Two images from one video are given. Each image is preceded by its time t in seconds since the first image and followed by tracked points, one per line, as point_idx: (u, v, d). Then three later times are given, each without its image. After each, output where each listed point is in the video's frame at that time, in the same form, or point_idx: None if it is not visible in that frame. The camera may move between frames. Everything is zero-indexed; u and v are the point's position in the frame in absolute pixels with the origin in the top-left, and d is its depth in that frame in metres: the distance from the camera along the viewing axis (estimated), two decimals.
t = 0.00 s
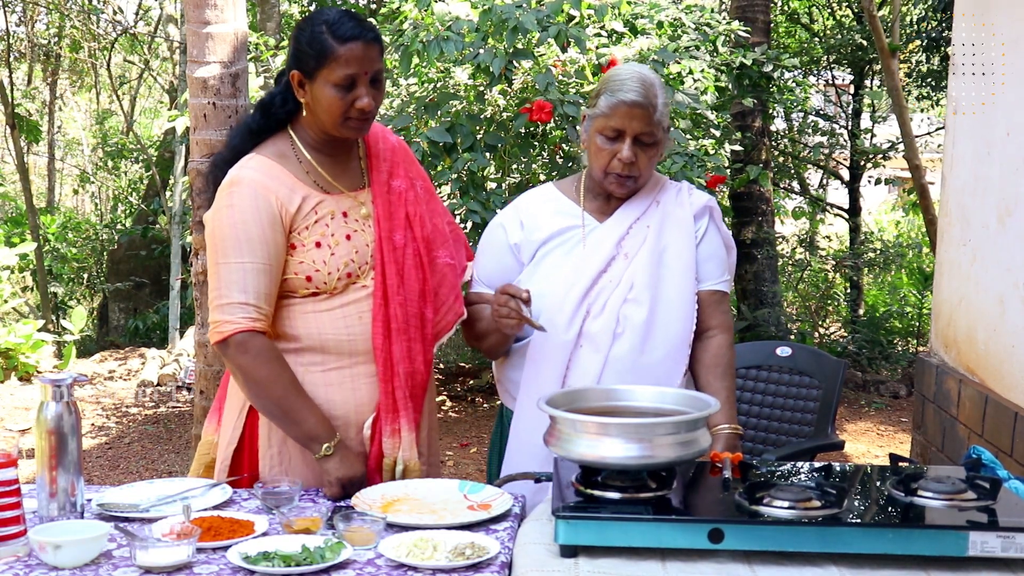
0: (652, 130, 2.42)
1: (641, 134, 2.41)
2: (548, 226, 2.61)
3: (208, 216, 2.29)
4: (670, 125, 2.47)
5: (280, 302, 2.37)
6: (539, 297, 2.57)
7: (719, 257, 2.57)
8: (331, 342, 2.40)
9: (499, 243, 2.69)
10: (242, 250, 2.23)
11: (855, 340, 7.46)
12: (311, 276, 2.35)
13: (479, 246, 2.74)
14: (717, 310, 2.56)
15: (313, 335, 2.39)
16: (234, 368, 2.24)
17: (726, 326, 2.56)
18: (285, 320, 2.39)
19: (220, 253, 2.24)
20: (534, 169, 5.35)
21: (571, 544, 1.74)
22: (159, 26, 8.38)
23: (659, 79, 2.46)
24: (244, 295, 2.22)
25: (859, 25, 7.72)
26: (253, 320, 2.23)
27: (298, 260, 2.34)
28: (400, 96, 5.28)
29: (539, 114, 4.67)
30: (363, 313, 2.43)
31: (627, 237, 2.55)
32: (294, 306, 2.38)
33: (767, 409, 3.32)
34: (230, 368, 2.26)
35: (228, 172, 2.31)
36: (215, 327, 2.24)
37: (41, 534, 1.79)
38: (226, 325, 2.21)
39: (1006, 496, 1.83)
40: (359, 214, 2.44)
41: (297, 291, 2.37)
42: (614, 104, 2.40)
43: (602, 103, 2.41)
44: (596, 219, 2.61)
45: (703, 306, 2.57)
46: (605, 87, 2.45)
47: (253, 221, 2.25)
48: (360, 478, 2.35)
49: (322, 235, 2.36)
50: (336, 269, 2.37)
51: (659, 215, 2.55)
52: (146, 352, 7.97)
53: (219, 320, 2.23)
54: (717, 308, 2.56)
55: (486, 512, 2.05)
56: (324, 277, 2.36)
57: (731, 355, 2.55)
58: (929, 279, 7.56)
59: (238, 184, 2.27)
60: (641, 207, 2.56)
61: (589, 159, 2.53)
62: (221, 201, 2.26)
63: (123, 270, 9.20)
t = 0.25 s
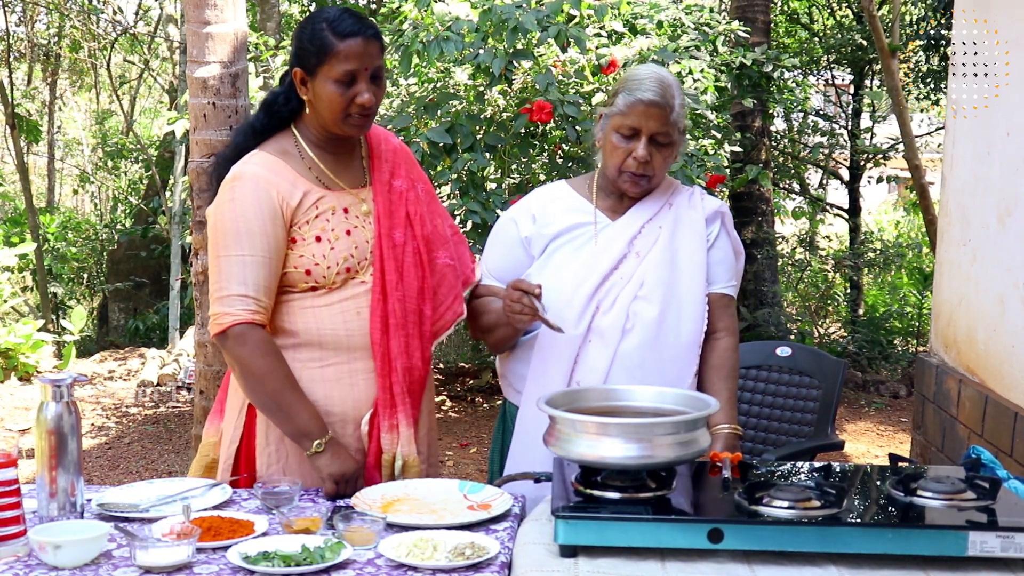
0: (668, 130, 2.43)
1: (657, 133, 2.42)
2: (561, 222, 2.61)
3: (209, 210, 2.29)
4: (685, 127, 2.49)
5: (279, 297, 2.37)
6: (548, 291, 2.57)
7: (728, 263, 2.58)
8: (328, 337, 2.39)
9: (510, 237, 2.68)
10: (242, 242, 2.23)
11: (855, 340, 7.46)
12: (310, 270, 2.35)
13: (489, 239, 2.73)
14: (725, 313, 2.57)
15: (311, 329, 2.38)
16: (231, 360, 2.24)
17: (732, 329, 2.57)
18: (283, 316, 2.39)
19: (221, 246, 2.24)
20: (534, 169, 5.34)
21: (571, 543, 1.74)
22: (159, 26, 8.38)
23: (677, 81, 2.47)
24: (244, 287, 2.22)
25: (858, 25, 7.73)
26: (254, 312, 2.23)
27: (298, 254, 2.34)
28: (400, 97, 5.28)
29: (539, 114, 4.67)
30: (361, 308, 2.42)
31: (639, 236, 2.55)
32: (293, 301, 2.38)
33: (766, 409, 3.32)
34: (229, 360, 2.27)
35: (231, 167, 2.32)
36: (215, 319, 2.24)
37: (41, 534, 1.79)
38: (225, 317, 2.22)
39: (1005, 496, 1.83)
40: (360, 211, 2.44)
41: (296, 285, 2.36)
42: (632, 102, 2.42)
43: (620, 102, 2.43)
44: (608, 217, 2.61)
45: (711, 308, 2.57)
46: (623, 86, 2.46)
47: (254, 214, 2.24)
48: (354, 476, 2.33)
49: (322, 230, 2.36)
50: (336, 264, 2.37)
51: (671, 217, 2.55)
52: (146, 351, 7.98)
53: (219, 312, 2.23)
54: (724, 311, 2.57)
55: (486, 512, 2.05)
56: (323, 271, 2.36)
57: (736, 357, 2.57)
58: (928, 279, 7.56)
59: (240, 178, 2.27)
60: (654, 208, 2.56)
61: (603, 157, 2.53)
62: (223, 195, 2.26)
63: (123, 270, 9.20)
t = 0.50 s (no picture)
0: (680, 130, 2.43)
1: (669, 133, 2.42)
2: (569, 218, 2.61)
3: (213, 204, 2.29)
4: (697, 129, 2.49)
5: (280, 292, 2.37)
6: (554, 286, 2.59)
7: (735, 267, 2.59)
8: (328, 333, 2.39)
9: (517, 232, 2.71)
10: (237, 236, 2.23)
11: (855, 340, 7.46)
12: (314, 266, 2.35)
13: (498, 234, 2.75)
14: (731, 317, 2.57)
15: (310, 325, 2.38)
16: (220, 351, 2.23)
17: (738, 332, 2.57)
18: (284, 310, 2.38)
19: (220, 239, 2.24)
20: (534, 169, 5.34)
21: (571, 543, 1.74)
22: (159, 26, 8.37)
23: (690, 83, 2.48)
24: (233, 281, 2.21)
25: (858, 25, 7.73)
26: (240, 304, 2.21)
27: (301, 249, 2.34)
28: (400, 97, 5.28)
29: (538, 114, 4.67)
30: (362, 305, 2.41)
31: (647, 236, 2.55)
32: (294, 296, 2.37)
33: (766, 409, 3.32)
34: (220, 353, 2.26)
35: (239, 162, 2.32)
36: (203, 310, 2.23)
37: (41, 534, 1.79)
38: (213, 309, 2.21)
39: (1005, 496, 1.83)
40: (364, 209, 2.44)
41: (298, 280, 2.36)
42: (645, 101, 2.42)
43: (633, 101, 2.44)
44: (617, 216, 2.61)
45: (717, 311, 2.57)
46: (637, 86, 2.48)
47: (257, 209, 2.25)
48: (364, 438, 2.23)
49: (327, 226, 2.36)
50: (339, 260, 2.36)
51: (680, 218, 2.56)
52: (146, 352, 7.98)
53: (208, 303, 2.22)
54: (730, 315, 2.57)
55: (486, 512, 2.05)
56: (326, 267, 2.36)
57: (739, 361, 2.56)
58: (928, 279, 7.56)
59: (247, 172, 2.28)
60: (663, 209, 2.57)
61: (614, 157, 2.54)
62: (228, 187, 2.28)
63: (123, 270, 9.20)
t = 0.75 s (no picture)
0: (683, 128, 2.43)
1: (673, 131, 2.42)
2: (577, 217, 2.61)
3: (217, 203, 2.27)
4: (701, 128, 2.49)
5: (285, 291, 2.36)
6: (559, 285, 2.59)
7: (740, 269, 2.59)
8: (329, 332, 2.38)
9: (523, 231, 2.69)
10: (253, 229, 2.20)
11: (855, 340, 7.46)
12: (316, 263, 2.34)
13: (503, 233, 2.73)
14: (734, 318, 2.57)
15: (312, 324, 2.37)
16: (251, 340, 2.16)
17: (741, 334, 2.57)
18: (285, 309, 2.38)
19: (232, 235, 2.21)
20: (534, 169, 5.34)
21: (571, 543, 1.74)
22: (159, 26, 8.37)
23: (694, 82, 2.48)
24: (253, 271, 2.18)
25: (859, 25, 7.73)
26: (261, 289, 2.17)
27: (304, 247, 2.33)
28: (400, 97, 5.28)
29: (538, 114, 4.67)
30: (362, 303, 2.41)
31: (654, 236, 2.55)
32: (296, 296, 2.37)
33: (767, 409, 3.32)
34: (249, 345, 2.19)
35: (240, 162, 2.32)
36: (224, 303, 2.19)
37: (42, 534, 1.79)
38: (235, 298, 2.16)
39: (1005, 497, 1.83)
40: (365, 208, 2.44)
41: (302, 279, 2.35)
42: (649, 100, 2.43)
43: (637, 100, 2.45)
44: (624, 216, 2.61)
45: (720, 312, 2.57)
46: (640, 86, 2.49)
47: (265, 204, 2.24)
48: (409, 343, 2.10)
49: (329, 224, 2.36)
50: (341, 258, 2.37)
51: (687, 219, 2.56)
52: (146, 352, 7.98)
53: (228, 294, 2.18)
54: (733, 317, 2.57)
55: (486, 512, 2.05)
56: (329, 265, 2.36)
57: (742, 363, 2.55)
58: (928, 279, 7.56)
59: (250, 171, 2.27)
60: (670, 209, 2.57)
61: (620, 157, 2.55)
62: (234, 185, 2.26)
63: (123, 270, 9.21)
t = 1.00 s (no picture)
0: (687, 125, 2.43)
1: (676, 128, 2.43)
2: (584, 217, 2.62)
3: (224, 205, 2.25)
4: (707, 126, 2.49)
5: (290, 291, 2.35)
6: (565, 286, 2.58)
7: (744, 271, 2.59)
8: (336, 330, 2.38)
9: (530, 229, 2.69)
10: (275, 230, 2.19)
11: (855, 340, 7.46)
12: (324, 263, 2.34)
13: (508, 231, 2.72)
14: (739, 322, 2.59)
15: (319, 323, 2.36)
16: (286, 339, 2.16)
17: (746, 336, 2.59)
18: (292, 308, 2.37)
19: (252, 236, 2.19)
20: (534, 169, 5.34)
21: (570, 544, 1.74)
22: (159, 26, 8.37)
23: (698, 81, 2.49)
24: (281, 268, 2.17)
25: (859, 25, 7.73)
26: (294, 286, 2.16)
27: (312, 246, 2.32)
28: (400, 97, 5.29)
29: (538, 114, 4.67)
30: (368, 301, 2.41)
31: (660, 238, 2.55)
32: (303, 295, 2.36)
33: (767, 409, 3.32)
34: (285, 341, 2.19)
35: (242, 163, 2.30)
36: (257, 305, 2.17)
37: (42, 534, 1.79)
38: (265, 297, 2.15)
39: (1005, 497, 1.83)
40: (368, 207, 2.45)
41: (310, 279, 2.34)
42: (651, 98, 2.45)
43: (640, 98, 2.47)
44: (630, 217, 2.62)
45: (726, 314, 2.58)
46: (644, 85, 2.50)
47: (277, 203, 2.23)
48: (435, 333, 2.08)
49: (336, 223, 2.36)
50: (349, 257, 2.37)
51: (693, 222, 2.56)
52: (146, 352, 7.98)
53: (259, 296, 2.16)
54: (739, 319, 2.59)
55: (486, 512, 2.05)
56: (336, 264, 2.35)
57: (744, 366, 2.56)
58: (928, 279, 7.55)
59: (256, 171, 2.26)
60: (676, 211, 2.57)
61: (625, 156, 2.55)
62: (240, 185, 2.24)
63: (123, 270, 9.21)
